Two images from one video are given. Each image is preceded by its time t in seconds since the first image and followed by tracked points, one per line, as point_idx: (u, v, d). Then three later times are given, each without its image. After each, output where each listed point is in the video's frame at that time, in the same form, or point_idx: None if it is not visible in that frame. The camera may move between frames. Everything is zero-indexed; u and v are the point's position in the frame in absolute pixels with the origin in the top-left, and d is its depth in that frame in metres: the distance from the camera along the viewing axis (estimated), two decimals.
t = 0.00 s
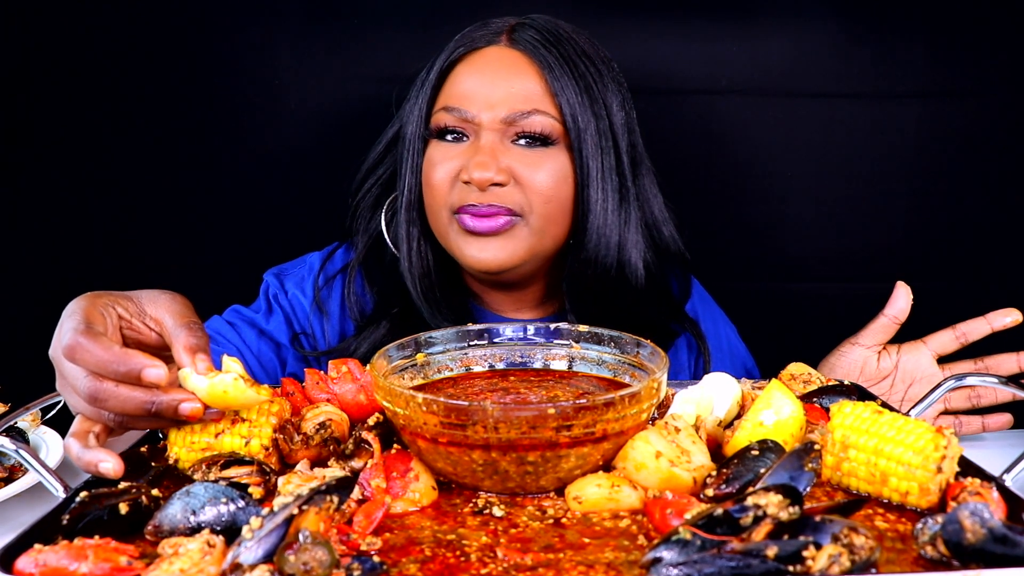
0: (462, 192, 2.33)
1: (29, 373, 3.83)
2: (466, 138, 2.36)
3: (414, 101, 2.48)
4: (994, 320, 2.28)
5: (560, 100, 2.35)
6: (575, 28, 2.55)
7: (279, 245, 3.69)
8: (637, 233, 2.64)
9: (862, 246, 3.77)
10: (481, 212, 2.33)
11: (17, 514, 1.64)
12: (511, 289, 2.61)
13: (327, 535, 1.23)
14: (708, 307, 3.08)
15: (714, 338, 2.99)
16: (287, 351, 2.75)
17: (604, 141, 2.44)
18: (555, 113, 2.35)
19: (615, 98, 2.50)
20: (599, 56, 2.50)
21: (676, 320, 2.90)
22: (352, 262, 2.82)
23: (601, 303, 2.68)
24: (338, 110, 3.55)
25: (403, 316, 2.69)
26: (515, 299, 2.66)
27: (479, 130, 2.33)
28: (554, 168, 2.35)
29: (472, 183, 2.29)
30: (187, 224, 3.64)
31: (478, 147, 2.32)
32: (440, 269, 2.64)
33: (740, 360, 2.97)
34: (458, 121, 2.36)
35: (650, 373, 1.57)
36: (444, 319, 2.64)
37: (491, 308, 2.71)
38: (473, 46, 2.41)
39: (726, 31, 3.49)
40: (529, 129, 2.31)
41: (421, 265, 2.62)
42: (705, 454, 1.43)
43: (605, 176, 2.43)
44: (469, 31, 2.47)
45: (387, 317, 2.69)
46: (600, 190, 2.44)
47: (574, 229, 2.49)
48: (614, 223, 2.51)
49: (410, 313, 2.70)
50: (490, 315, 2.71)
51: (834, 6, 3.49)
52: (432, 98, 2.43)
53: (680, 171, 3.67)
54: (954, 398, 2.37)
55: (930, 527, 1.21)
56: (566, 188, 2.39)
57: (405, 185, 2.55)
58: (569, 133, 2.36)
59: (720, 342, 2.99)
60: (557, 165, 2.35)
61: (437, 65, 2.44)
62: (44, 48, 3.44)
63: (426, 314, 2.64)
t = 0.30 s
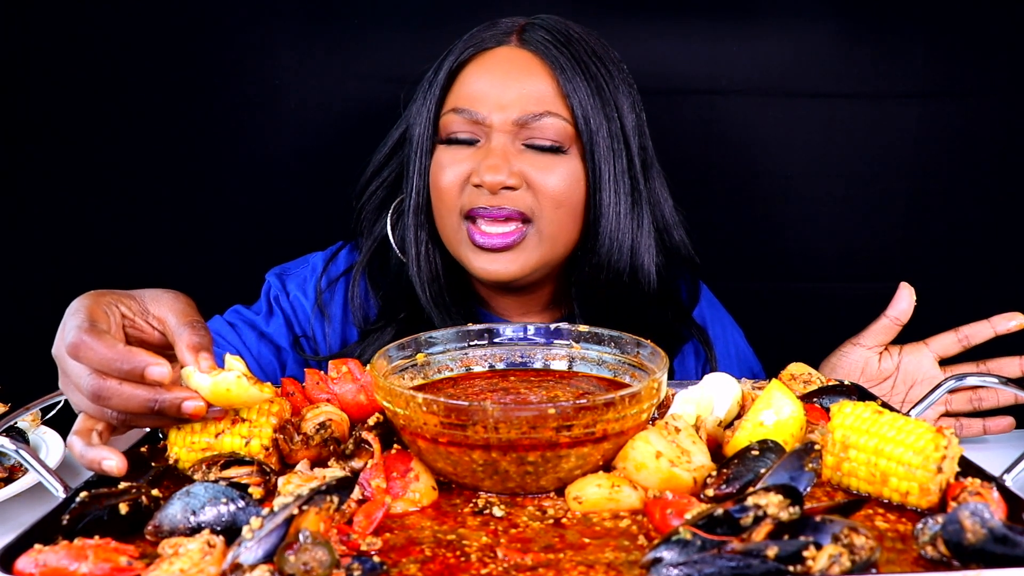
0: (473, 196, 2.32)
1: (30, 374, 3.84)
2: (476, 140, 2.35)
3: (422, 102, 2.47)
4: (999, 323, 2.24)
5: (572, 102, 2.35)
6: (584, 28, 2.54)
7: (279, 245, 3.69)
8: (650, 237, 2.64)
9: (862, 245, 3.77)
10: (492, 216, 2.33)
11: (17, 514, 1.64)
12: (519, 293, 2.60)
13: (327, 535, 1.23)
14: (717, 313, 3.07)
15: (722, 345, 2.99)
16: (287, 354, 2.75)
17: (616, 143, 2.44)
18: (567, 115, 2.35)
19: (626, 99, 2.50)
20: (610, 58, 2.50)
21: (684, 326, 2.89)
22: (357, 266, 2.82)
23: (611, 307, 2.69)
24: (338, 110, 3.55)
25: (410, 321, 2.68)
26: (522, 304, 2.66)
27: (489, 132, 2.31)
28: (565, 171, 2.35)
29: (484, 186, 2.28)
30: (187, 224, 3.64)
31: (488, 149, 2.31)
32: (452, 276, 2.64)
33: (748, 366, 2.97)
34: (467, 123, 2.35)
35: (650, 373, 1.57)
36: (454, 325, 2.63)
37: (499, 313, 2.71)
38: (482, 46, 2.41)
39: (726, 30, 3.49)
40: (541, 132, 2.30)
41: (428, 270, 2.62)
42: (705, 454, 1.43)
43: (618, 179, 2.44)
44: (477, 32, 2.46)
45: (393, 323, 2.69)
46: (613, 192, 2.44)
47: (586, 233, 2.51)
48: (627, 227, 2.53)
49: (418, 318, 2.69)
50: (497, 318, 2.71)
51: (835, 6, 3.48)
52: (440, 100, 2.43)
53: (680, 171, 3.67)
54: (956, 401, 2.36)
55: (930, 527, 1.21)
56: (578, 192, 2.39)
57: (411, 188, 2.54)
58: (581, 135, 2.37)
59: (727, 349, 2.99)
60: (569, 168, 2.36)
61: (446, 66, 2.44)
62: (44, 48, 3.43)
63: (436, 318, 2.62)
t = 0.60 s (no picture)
0: (478, 201, 2.32)
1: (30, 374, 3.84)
2: (481, 142, 2.35)
3: (427, 102, 2.47)
4: (999, 323, 2.24)
5: (578, 105, 2.35)
6: (589, 31, 2.55)
7: (280, 245, 3.69)
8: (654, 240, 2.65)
9: (862, 245, 3.77)
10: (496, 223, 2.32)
11: (18, 514, 1.64)
12: (521, 297, 2.60)
13: (327, 535, 1.23)
14: (719, 315, 3.07)
15: (724, 348, 2.99)
16: (287, 355, 2.75)
17: (622, 147, 2.44)
18: (573, 119, 2.35)
19: (631, 103, 2.50)
20: (616, 61, 2.50)
21: (686, 329, 2.90)
22: (358, 267, 2.83)
23: (614, 310, 2.69)
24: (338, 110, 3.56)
25: (412, 323, 2.69)
26: (525, 306, 2.65)
27: (495, 135, 2.32)
28: (571, 176, 2.35)
29: (489, 191, 2.28)
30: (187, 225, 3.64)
31: (494, 152, 2.31)
32: (452, 277, 2.64)
33: (750, 368, 2.97)
34: (473, 125, 2.35)
35: (650, 373, 1.57)
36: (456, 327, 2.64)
37: (501, 315, 2.71)
38: (487, 47, 2.40)
39: (726, 30, 3.49)
40: (547, 135, 2.31)
41: (431, 273, 2.61)
42: (705, 454, 1.43)
43: (624, 183, 2.45)
44: (483, 33, 2.46)
45: (395, 325, 2.70)
46: (618, 197, 2.45)
47: (591, 237, 2.51)
48: (632, 230, 2.53)
49: (418, 319, 2.71)
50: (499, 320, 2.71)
51: (834, 6, 3.48)
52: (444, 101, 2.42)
53: (680, 171, 3.68)
54: (956, 401, 2.36)
55: (930, 527, 1.20)
56: (583, 197, 2.39)
57: (414, 191, 2.53)
58: (588, 139, 2.37)
59: (729, 351, 2.99)
60: (574, 173, 2.35)
61: (451, 67, 2.43)
62: (44, 48, 3.44)
63: (437, 320, 2.63)
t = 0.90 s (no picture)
0: (479, 205, 2.32)
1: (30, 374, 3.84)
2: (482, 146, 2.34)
3: (427, 104, 2.47)
4: (1000, 324, 2.24)
5: (581, 109, 2.34)
6: (591, 31, 2.54)
7: (280, 245, 3.69)
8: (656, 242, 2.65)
9: (862, 246, 3.77)
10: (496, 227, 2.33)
11: (18, 514, 1.64)
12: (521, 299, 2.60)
13: (327, 535, 1.23)
14: (719, 315, 3.07)
15: (725, 348, 2.99)
16: (287, 355, 2.74)
17: (625, 151, 2.44)
18: (575, 123, 2.34)
19: (633, 105, 2.50)
20: (618, 63, 2.49)
21: (687, 331, 2.90)
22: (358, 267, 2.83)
23: (615, 311, 2.70)
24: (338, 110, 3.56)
25: (413, 324, 2.70)
26: (526, 307, 2.65)
27: (496, 139, 2.30)
28: (572, 180, 2.35)
29: (490, 196, 2.28)
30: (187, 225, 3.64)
31: (496, 157, 2.29)
32: (453, 279, 2.65)
33: (750, 368, 2.97)
34: (474, 130, 2.32)
35: (650, 373, 1.57)
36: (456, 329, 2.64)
37: (501, 316, 2.71)
38: (490, 50, 2.40)
39: (726, 30, 3.49)
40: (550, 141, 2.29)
41: (431, 276, 2.61)
42: (705, 454, 1.43)
43: (627, 187, 2.45)
44: (485, 35, 2.45)
45: (396, 326, 2.70)
46: (621, 200, 2.45)
47: (593, 239, 2.51)
48: (634, 233, 2.53)
49: (419, 321, 2.71)
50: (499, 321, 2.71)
51: (834, 6, 3.48)
52: (446, 102, 2.42)
53: (680, 171, 3.68)
54: (956, 401, 2.36)
55: (930, 527, 1.20)
56: (584, 200, 2.39)
57: (415, 194, 2.54)
58: (590, 143, 2.37)
59: (729, 351, 2.99)
60: (575, 177, 2.35)
61: (452, 69, 2.43)
62: (44, 49, 3.44)
63: (439, 323, 2.63)
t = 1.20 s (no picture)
0: (476, 209, 2.33)
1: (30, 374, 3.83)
2: (479, 149, 2.35)
3: (424, 106, 2.47)
4: (1000, 324, 2.24)
5: (578, 110, 2.34)
6: (588, 30, 2.53)
7: (280, 245, 3.69)
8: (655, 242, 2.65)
9: (862, 246, 3.77)
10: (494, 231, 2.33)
11: (18, 514, 1.64)
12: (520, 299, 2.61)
13: (327, 535, 1.23)
14: (719, 315, 3.07)
15: (724, 348, 2.99)
16: (287, 355, 2.74)
17: (623, 151, 2.44)
18: (572, 124, 2.34)
19: (631, 105, 2.49)
20: (616, 62, 2.49)
21: (686, 331, 2.91)
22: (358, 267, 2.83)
23: (614, 310, 2.70)
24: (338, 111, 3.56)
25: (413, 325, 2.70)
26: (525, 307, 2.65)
27: (492, 142, 2.31)
28: (570, 182, 2.35)
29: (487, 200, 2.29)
30: (187, 225, 3.64)
31: (492, 160, 2.31)
32: (452, 280, 2.65)
33: (750, 368, 2.97)
34: (471, 132, 2.34)
35: (650, 373, 1.57)
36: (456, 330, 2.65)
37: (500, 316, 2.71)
38: (486, 52, 2.39)
39: (726, 30, 3.49)
40: (546, 142, 2.30)
41: (430, 277, 2.62)
42: (705, 454, 1.43)
43: (625, 187, 2.45)
44: (481, 36, 2.44)
45: (396, 326, 2.69)
46: (620, 201, 2.45)
47: (592, 240, 2.51)
48: (634, 233, 2.53)
49: (419, 322, 2.71)
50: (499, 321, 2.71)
51: (834, 6, 3.48)
52: (443, 104, 2.42)
53: (680, 171, 3.68)
54: (956, 402, 2.36)
55: (930, 527, 1.21)
56: (582, 201, 2.39)
57: (413, 196, 2.55)
58: (588, 144, 2.37)
59: (728, 351, 2.99)
60: (572, 179, 2.36)
61: (448, 71, 2.43)
62: (44, 49, 3.43)
63: (436, 323, 2.63)
